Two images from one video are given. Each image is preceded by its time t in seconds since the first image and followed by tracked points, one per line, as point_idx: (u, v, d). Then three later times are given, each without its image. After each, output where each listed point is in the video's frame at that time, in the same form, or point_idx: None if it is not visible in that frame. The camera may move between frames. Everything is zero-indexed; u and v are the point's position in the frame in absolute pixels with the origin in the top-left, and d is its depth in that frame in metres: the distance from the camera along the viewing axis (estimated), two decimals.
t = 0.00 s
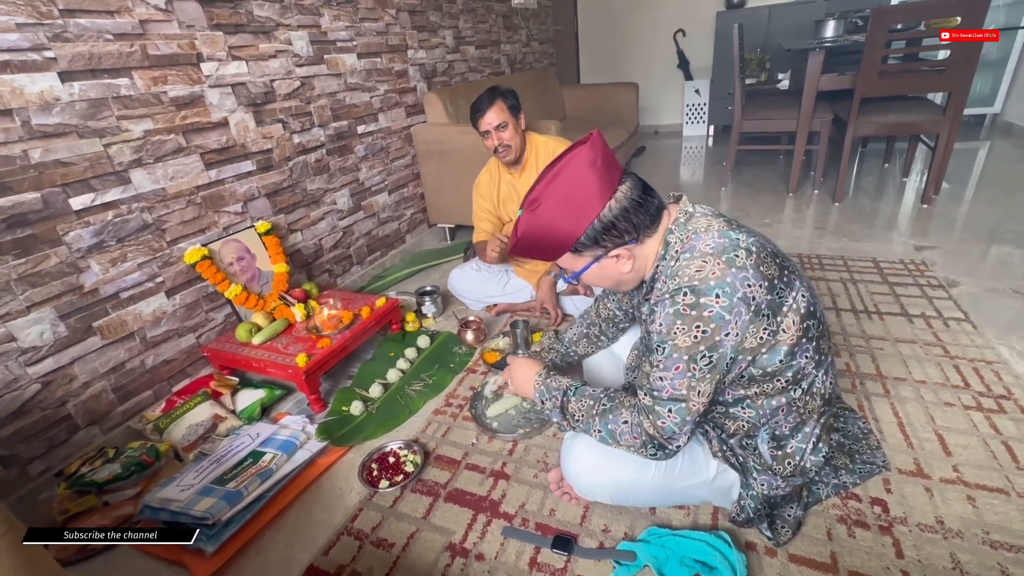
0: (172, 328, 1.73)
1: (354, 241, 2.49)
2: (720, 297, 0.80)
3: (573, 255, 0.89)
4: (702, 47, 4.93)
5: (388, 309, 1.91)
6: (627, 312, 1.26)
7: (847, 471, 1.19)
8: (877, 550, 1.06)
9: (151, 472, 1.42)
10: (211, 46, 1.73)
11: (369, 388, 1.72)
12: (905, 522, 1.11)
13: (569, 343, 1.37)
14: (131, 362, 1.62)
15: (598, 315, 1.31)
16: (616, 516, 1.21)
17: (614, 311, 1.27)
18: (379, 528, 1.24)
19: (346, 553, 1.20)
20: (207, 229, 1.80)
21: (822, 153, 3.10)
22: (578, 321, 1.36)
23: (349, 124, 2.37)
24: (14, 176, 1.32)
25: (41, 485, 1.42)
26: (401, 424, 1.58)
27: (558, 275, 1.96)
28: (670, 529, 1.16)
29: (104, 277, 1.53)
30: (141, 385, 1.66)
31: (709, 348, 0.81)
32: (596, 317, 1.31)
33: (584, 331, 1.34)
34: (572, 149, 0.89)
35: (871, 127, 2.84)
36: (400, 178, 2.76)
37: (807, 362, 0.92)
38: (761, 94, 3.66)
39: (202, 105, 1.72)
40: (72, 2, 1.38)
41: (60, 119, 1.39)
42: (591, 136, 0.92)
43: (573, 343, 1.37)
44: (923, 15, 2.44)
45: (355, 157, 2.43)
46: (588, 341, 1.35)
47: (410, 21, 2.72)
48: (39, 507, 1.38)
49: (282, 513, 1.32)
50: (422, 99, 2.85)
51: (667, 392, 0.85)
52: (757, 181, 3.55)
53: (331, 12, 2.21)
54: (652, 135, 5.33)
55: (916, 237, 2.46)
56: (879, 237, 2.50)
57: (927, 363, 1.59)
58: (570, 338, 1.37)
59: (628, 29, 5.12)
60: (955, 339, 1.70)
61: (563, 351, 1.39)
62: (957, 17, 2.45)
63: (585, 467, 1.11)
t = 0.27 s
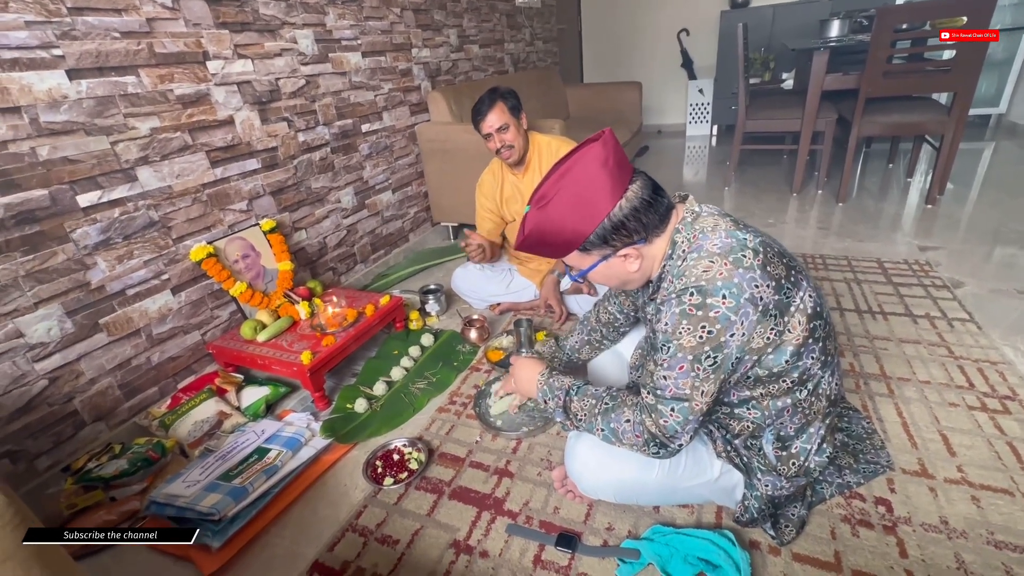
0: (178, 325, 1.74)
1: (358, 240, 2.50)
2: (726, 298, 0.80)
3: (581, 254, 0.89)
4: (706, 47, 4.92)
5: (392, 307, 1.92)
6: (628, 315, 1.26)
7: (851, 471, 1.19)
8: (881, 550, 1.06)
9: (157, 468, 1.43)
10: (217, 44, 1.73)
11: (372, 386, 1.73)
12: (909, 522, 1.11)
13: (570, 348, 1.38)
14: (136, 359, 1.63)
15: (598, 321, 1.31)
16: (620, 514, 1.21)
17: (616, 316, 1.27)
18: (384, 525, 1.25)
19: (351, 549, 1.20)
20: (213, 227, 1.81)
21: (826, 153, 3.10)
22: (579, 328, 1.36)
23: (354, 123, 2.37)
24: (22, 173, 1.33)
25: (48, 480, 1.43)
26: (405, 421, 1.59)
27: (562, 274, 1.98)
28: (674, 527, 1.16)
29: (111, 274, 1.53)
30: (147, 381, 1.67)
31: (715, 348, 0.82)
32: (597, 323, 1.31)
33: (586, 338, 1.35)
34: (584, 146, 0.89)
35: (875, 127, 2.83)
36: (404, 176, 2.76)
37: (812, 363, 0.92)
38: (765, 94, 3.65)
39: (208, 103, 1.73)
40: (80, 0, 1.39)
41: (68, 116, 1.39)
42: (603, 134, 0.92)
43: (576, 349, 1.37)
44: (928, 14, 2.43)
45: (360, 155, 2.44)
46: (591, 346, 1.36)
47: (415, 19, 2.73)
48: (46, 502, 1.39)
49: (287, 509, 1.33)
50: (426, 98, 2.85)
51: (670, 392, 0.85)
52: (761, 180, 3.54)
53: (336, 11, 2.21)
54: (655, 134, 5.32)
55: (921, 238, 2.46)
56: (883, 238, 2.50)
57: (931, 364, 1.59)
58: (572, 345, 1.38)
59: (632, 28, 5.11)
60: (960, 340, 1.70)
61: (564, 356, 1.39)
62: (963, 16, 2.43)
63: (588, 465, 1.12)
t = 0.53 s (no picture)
0: (179, 322, 1.74)
1: (359, 237, 2.50)
2: (730, 295, 0.80)
3: (584, 241, 0.89)
4: (709, 45, 4.91)
5: (393, 304, 1.92)
6: (632, 310, 1.26)
7: (851, 470, 1.18)
8: (880, 549, 1.06)
9: (159, 464, 1.44)
10: (219, 41, 1.73)
11: (373, 383, 1.73)
12: (908, 522, 1.11)
13: (570, 335, 1.36)
14: (138, 355, 1.63)
15: (603, 314, 1.31)
16: (620, 511, 1.21)
17: (622, 313, 1.27)
18: (384, 521, 1.25)
19: (351, 545, 1.20)
20: (214, 223, 1.81)
21: (829, 152, 3.09)
22: (582, 319, 1.36)
23: (355, 120, 2.37)
24: (24, 169, 1.33)
25: (49, 475, 1.44)
26: (406, 418, 1.59)
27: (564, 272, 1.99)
28: (674, 525, 1.16)
29: (112, 270, 1.54)
30: (148, 377, 1.67)
31: (717, 345, 0.81)
32: (602, 317, 1.31)
33: (589, 329, 1.34)
34: (595, 134, 0.89)
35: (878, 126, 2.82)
36: (405, 174, 2.76)
37: (814, 361, 0.92)
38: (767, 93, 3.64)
39: (210, 100, 1.73)
40: None
41: (69, 112, 1.39)
42: (614, 122, 0.92)
43: (576, 339, 1.35)
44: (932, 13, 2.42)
45: (361, 152, 2.43)
46: (592, 339, 1.34)
47: (417, 16, 2.72)
48: (48, 497, 1.39)
49: (287, 506, 1.33)
50: (428, 95, 2.85)
51: (672, 388, 0.86)
52: (763, 179, 3.54)
53: (338, 8, 2.21)
54: (657, 132, 5.31)
55: (923, 238, 2.45)
56: (885, 237, 2.50)
57: (933, 364, 1.59)
58: (573, 334, 1.36)
59: (635, 26, 5.09)
60: (961, 340, 1.69)
61: (563, 344, 1.36)
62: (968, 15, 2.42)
63: (588, 463, 1.12)
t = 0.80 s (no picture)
0: (181, 318, 1.74)
1: (361, 234, 2.50)
2: (728, 291, 0.80)
3: (583, 226, 0.90)
4: (712, 43, 4.90)
5: (394, 301, 1.92)
6: (633, 305, 1.25)
7: (851, 470, 1.17)
8: (879, 549, 1.06)
9: (161, 459, 1.44)
10: (221, 38, 1.73)
11: (374, 380, 1.73)
12: (908, 522, 1.11)
13: (570, 324, 1.36)
14: (140, 351, 1.64)
15: (603, 309, 1.31)
16: (619, 509, 1.22)
17: (623, 308, 1.27)
18: (384, 518, 1.26)
19: (351, 542, 1.21)
20: (216, 220, 1.81)
21: (831, 151, 3.08)
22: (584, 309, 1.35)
23: (357, 117, 2.37)
24: (27, 165, 1.33)
25: (52, 470, 1.45)
26: (407, 415, 1.60)
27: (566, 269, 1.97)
28: (673, 523, 1.17)
29: (115, 266, 1.54)
30: (150, 373, 1.68)
31: (715, 341, 0.82)
32: (602, 310, 1.31)
33: (588, 320, 1.33)
34: (605, 121, 0.88)
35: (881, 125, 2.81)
36: (407, 171, 2.76)
37: (814, 359, 0.91)
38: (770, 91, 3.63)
39: (212, 97, 1.73)
40: None
41: (72, 108, 1.40)
42: (627, 111, 0.91)
43: (576, 328, 1.35)
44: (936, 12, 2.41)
45: (363, 150, 2.44)
46: (590, 330, 1.34)
47: (419, 14, 2.72)
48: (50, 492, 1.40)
49: (287, 502, 1.33)
50: (430, 93, 2.85)
51: (672, 384, 0.86)
52: (765, 178, 3.53)
53: (340, 5, 2.21)
54: (659, 131, 5.30)
55: (925, 238, 2.44)
56: (887, 237, 2.49)
57: (934, 364, 1.59)
58: (573, 322, 1.36)
59: (638, 24, 5.08)
60: (963, 340, 1.69)
61: (562, 333, 1.36)
62: (973, 14, 2.42)
63: (589, 460, 1.12)
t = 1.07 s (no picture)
0: (182, 315, 1.75)
1: (362, 232, 2.50)
2: (709, 281, 0.80)
3: (572, 215, 0.92)
4: (715, 41, 4.88)
5: (395, 298, 1.93)
6: (628, 302, 1.25)
7: (850, 470, 1.17)
8: (878, 549, 1.06)
9: (161, 455, 1.45)
10: (223, 34, 1.73)
11: (374, 377, 1.74)
12: (907, 522, 1.11)
13: (564, 318, 1.39)
14: (141, 347, 1.65)
15: (597, 305, 1.31)
16: (618, 508, 1.22)
17: (617, 304, 1.27)
18: (383, 515, 1.26)
19: (351, 539, 1.21)
20: (217, 217, 1.82)
21: (834, 150, 3.07)
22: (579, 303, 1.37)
23: (359, 115, 2.37)
24: (29, 161, 1.33)
25: (53, 465, 1.45)
26: (406, 413, 1.60)
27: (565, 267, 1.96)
28: (672, 522, 1.17)
29: (116, 262, 1.54)
30: (151, 369, 1.68)
31: (702, 332, 0.81)
32: (596, 305, 1.32)
33: (580, 313, 1.35)
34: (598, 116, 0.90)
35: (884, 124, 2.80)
36: (408, 169, 2.76)
37: (803, 354, 0.90)
38: (773, 90, 3.62)
39: (213, 93, 1.73)
40: None
41: (74, 104, 1.40)
42: (621, 109, 0.93)
43: (567, 321, 1.37)
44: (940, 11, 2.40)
45: (364, 147, 2.43)
46: (581, 323, 1.35)
47: (421, 11, 2.71)
48: (51, 487, 1.41)
49: (287, 499, 1.34)
50: (431, 90, 2.84)
51: (663, 377, 0.86)
52: (767, 177, 3.52)
53: (342, 2, 2.20)
54: (661, 129, 5.29)
55: (927, 238, 2.44)
56: (889, 237, 2.48)
57: (934, 364, 1.58)
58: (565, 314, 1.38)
59: (640, 21, 5.06)
60: (964, 340, 1.68)
61: (554, 325, 1.39)
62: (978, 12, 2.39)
63: (587, 457, 1.12)
